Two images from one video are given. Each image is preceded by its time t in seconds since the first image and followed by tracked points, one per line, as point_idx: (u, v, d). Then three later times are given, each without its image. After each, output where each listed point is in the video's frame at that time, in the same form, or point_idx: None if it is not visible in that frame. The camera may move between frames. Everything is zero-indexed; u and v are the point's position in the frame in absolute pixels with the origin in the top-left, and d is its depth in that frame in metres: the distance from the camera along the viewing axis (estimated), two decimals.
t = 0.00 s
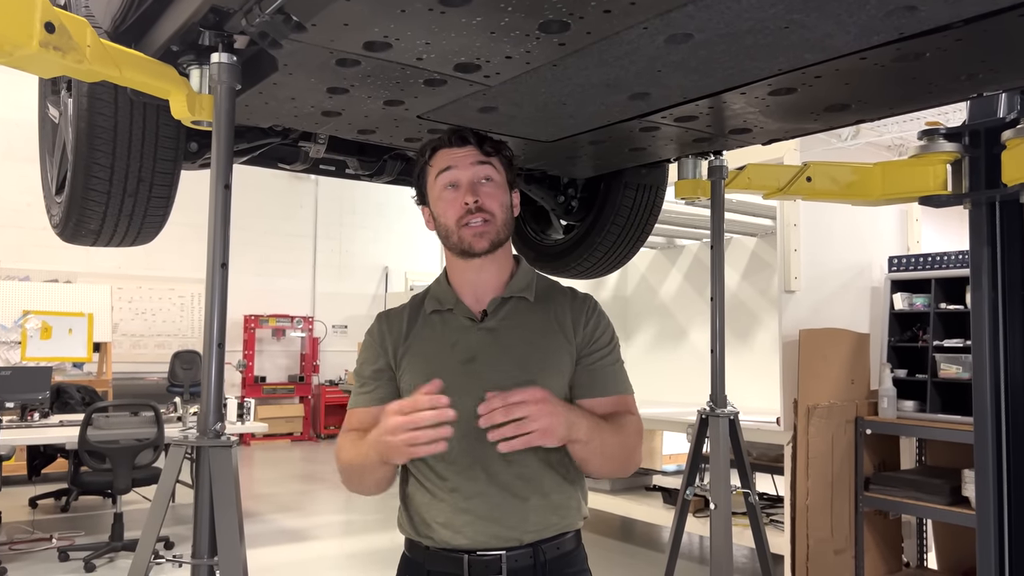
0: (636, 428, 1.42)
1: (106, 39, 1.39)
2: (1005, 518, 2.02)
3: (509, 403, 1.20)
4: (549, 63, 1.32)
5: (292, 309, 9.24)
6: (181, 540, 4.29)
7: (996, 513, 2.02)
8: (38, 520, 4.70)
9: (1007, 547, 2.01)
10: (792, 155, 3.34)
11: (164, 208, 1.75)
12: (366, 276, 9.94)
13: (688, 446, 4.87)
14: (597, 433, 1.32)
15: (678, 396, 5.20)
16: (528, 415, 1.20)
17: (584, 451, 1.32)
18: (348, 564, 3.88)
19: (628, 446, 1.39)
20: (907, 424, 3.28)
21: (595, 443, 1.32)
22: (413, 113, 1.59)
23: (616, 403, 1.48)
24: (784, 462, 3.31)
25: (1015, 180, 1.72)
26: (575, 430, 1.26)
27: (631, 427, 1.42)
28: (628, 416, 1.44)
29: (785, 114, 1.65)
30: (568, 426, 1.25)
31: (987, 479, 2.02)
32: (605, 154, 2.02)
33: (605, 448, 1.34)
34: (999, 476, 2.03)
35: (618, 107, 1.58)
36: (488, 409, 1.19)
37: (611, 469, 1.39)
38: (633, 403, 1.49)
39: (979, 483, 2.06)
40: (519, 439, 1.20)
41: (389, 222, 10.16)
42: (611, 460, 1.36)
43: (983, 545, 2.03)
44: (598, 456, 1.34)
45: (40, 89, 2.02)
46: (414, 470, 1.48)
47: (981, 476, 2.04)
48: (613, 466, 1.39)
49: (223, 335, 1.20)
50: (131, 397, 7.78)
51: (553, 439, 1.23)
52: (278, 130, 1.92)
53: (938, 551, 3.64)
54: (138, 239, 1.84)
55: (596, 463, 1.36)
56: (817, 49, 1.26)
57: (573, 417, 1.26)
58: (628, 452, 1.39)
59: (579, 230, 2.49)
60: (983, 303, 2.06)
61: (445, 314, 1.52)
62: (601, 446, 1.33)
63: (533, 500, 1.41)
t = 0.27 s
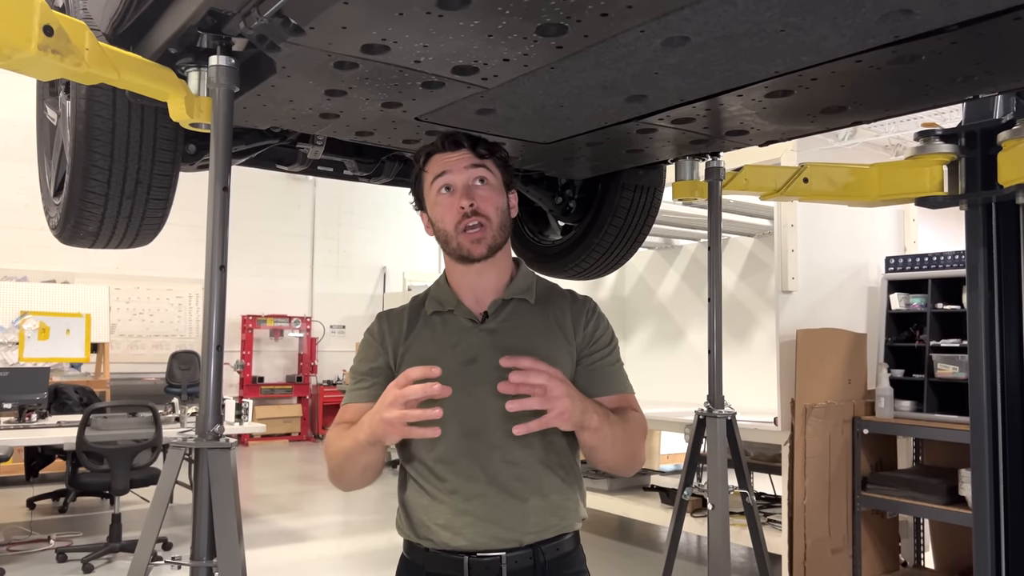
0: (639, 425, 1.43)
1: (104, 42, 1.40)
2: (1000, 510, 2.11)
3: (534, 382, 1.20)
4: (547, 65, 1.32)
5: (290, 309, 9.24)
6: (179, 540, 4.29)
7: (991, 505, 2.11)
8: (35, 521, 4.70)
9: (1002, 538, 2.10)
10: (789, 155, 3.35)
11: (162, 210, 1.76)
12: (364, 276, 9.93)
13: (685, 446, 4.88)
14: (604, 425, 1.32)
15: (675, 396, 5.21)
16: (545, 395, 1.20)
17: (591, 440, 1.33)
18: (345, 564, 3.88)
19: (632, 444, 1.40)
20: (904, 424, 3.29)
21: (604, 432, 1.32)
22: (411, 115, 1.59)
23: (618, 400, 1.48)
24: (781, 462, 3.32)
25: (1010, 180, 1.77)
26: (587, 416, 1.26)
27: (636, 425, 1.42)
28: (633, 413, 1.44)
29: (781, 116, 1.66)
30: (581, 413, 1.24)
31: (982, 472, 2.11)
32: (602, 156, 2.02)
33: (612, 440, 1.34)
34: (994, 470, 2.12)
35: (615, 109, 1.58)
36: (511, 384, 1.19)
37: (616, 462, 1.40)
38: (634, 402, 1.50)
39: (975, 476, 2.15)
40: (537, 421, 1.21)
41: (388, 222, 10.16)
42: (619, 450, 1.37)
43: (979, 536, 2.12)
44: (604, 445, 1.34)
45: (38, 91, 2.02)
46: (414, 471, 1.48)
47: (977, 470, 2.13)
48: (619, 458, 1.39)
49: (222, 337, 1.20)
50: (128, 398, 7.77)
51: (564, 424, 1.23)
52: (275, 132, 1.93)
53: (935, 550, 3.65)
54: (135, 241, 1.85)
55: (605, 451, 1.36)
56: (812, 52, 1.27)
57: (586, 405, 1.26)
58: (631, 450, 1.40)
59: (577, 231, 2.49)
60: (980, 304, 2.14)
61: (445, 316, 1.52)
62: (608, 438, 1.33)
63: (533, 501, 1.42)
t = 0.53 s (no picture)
0: (649, 420, 1.42)
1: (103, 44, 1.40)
2: (996, 510, 2.12)
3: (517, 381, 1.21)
4: (544, 68, 1.32)
5: (288, 309, 9.23)
6: (177, 541, 4.29)
7: (988, 505, 2.12)
8: (33, 522, 4.70)
9: (998, 539, 2.12)
10: (785, 156, 3.36)
11: (160, 212, 1.76)
12: (362, 276, 9.93)
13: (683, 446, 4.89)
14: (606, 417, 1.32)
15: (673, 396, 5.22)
16: (528, 393, 1.21)
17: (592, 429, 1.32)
18: (343, 565, 3.88)
19: (640, 440, 1.40)
20: (901, 424, 3.30)
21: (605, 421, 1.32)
22: (409, 117, 1.60)
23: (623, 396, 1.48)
24: (778, 462, 3.33)
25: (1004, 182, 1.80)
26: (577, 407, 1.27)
27: (643, 417, 1.42)
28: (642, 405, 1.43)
29: (778, 118, 1.67)
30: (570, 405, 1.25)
31: (979, 473, 2.12)
32: (600, 157, 2.03)
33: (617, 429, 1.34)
34: (990, 470, 2.13)
35: (612, 111, 1.59)
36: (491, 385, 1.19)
37: (626, 452, 1.40)
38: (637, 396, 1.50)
39: (971, 476, 2.16)
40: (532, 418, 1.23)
41: (386, 222, 10.16)
42: (622, 438, 1.36)
43: (975, 538, 2.13)
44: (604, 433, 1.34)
45: (36, 93, 2.02)
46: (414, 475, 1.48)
47: (974, 471, 2.14)
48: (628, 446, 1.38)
49: (220, 339, 1.20)
50: (125, 399, 7.76)
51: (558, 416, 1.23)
52: (274, 134, 1.93)
53: (931, 550, 3.66)
54: (134, 242, 1.85)
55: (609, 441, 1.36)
56: (809, 55, 1.27)
57: (576, 396, 1.27)
58: (640, 443, 1.39)
59: (574, 232, 2.50)
60: (976, 304, 2.15)
61: (445, 322, 1.53)
62: (610, 428, 1.33)
63: (535, 503, 1.43)
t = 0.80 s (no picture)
0: (645, 416, 1.42)
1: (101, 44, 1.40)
2: (993, 509, 2.12)
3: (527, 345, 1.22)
4: (542, 68, 1.33)
5: (286, 310, 9.23)
6: (175, 542, 4.29)
7: (985, 504, 2.12)
8: (30, 522, 4.69)
9: (995, 538, 2.12)
10: (783, 156, 3.37)
11: (159, 212, 1.76)
12: (360, 276, 9.93)
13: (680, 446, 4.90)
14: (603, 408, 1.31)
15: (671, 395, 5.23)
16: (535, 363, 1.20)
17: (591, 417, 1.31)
18: (341, 565, 3.88)
19: (637, 438, 1.40)
20: (898, 423, 3.31)
21: (602, 412, 1.32)
22: (407, 117, 1.60)
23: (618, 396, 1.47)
24: (776, 461, 3.33)
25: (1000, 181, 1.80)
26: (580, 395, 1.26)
27: (640, 414, 1.42)
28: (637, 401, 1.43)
29: (775, 119, 1.67)
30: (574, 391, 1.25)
31: (976, 472, 2.13)
32: (598, 157, 2.03)
33: (614, 420, 1.34)
34: (987, 469, 2.13)
35: (610, 112, 1.59)
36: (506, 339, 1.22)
37: (621, 448, 1.40)
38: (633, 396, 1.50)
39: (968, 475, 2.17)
40: (532, 394, 1.20)
41: (384, 222, 10.16)
42: (621, 428, 1.36)
43: (972, 536, 2.13)
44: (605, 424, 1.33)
45: (35, 93, 2.02)
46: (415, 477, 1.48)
47: (971, 470, 2.14)
48: (626, 439, 1.38)
49: (219, 338, 1.21)
50: (123, 399, 7.74)
51: (558, 398, 1.23)
52: (272, 134, 1.94)
53: (929, 549, 3.66)
54: (133, 242, 1.85)
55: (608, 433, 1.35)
56: (806, 55, 1.28)
57: (578, 384, 1.26)
58: (635, 441, 1.40)
59: (572, 233, 2.51)
60: (973, 304, 2.16)
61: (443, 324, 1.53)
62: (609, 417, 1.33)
63: (537, 503, 1.43)
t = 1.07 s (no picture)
0: (629, 422, 1.44)
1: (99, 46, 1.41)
2: (989, 509, 2.13)
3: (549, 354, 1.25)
4: (539, 70, 1.33)
5: (283, 310, 9.22)
6: (172, 542, 4.28)
7: (980, 503, 2.13)
8: (27, 523, 4.68)
9: (990, 537, 2.13)
10: (780, 157, 3.38)
11: (156, 213, 1.76)
12: (358, 277, 9.93)
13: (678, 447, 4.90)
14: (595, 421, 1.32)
15: (668, 395, 5.23)
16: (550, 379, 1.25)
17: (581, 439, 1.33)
18: (339, 565, 3.88)
19: (623, 439, 1.41)
20: (895, 423, 3.31)
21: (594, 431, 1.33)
22: (404, 117, 1.60)
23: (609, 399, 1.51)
24: (773, 461, 3.34)
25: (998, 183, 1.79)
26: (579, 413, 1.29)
27: (624, 420, 1.43)
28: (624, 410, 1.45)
29: (771, 120, 1.68)
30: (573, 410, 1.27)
31: (971, 472, 2.13)
32: (594, 158, 2.04)
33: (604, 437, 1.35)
34: (983, 468, 2.14)
35: (606, 113, 1.60)
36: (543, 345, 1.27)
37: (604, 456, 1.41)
38: (626, 398, 1.52)
39: (964, 475, 2.17)
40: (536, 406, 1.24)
41: (382, 223, 10.17)
42: (606, 450, 1.38)
43: (968, 536, 2.14)
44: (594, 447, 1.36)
45: (32, 94, 2.02)
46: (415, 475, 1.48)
47: (967, 470, 2.15)
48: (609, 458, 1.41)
49: (216, 339, 1.20)
50: (120, 400, 7.73)
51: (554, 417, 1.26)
52: (269, 135, 1.94)
53: (926, 549, 3.67)
54: (130, 244, 1.85)
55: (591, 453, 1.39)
56: (802, 57, 1.28)
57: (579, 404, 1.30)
58: (622, 443, 1.41)
59: (570, 233, 2.51)
60: (968, 305, 2.17)
61: (439, 321, 1.53)
62: (598, 434, 1.34)
63: (538, 499, 1.44)
